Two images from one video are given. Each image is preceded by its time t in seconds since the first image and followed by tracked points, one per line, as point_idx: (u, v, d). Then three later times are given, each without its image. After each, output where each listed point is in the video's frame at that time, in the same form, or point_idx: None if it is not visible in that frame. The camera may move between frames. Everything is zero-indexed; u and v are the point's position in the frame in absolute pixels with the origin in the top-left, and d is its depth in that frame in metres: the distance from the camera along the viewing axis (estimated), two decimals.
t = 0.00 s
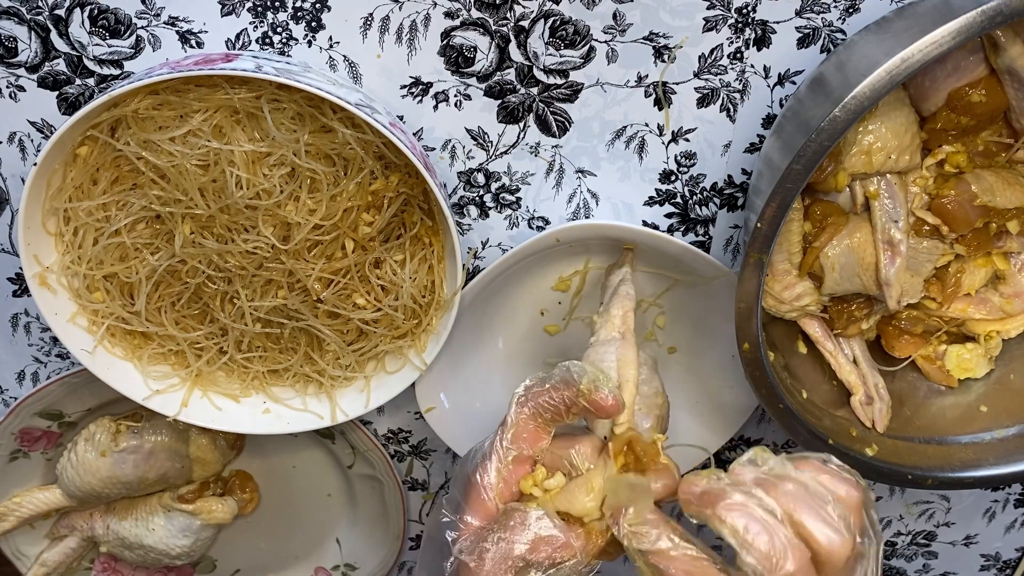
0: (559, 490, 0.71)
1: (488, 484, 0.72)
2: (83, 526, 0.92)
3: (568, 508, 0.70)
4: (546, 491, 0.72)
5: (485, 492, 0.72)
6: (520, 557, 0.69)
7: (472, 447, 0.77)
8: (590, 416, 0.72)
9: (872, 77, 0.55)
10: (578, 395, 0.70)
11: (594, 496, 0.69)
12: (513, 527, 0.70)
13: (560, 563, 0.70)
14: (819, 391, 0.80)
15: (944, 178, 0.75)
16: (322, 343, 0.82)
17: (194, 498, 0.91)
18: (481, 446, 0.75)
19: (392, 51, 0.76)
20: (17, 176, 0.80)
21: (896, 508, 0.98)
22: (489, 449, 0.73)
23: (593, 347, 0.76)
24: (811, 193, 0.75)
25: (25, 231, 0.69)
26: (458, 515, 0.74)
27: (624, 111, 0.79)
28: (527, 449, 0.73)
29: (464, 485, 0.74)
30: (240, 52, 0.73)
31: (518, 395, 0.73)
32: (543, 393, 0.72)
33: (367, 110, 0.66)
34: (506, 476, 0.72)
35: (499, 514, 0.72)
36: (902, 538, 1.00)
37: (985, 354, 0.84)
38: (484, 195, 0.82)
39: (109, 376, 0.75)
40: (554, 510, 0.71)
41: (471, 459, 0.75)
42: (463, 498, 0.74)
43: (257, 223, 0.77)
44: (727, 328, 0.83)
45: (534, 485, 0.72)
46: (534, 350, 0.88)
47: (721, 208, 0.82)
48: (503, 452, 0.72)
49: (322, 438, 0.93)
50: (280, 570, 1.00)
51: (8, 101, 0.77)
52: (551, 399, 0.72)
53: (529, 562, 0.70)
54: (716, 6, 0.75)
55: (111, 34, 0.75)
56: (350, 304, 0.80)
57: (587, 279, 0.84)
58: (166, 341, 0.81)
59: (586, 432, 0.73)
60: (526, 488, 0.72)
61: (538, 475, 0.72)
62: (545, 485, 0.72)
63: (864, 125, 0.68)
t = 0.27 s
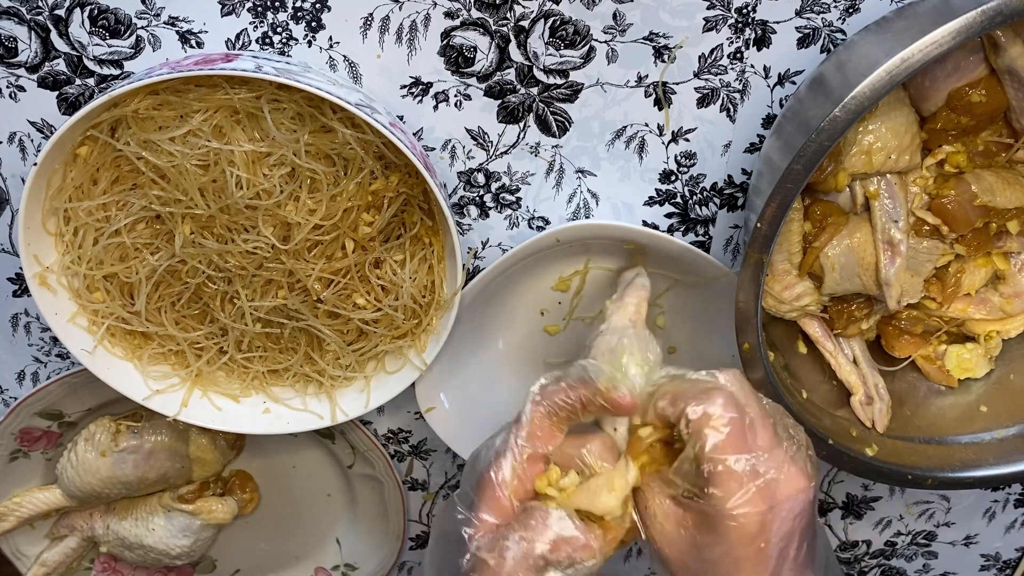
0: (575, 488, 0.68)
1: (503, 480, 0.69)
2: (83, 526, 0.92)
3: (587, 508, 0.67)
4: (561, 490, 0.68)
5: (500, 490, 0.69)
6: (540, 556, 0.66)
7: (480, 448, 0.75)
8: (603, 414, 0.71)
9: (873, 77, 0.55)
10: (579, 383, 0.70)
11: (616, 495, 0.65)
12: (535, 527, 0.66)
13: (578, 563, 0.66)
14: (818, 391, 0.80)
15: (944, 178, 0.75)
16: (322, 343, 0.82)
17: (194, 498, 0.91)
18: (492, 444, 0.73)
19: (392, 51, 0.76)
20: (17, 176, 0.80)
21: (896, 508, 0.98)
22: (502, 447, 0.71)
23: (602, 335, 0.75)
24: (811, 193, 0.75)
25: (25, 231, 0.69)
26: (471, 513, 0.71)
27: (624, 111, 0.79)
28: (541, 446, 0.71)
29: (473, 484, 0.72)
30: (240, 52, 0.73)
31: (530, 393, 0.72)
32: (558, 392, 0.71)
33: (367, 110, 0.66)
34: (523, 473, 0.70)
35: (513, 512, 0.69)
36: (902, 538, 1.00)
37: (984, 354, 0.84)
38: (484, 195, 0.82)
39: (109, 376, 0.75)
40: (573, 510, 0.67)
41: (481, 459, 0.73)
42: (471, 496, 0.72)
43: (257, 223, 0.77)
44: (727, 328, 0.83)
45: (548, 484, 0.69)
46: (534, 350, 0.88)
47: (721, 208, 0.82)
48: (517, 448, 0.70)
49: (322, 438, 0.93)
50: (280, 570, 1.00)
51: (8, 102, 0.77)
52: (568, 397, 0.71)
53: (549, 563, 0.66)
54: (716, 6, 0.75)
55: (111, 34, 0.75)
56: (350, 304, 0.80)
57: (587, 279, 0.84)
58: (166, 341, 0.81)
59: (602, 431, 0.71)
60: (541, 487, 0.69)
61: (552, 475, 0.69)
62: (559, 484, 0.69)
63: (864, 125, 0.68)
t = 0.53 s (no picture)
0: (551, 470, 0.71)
1: (483, 459, 0.72)
2: (83, 526, 0.92)
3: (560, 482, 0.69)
4: (538, 471, 0.72)
5: (480, 467, 0.72)
6: (507, 535, 0.68)
7: (472, 429, 0.79)
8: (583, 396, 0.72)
9: (873, 77, 0.55)
10: (572, 371, 0.71)
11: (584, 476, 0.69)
12: (502, 504, 0.69)
13: (546, 545, 0.67)
14: (819, 391, 0.80)
15: (944, 178, 0.75)
16: (322, 343, 0.82)
17: (194, 498, 0.91)
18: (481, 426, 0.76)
19: (392, 51, 0.76)
20: (17, 176, 0.80)
21: (897, 508, 0.98)
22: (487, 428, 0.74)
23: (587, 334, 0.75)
24: (811, 193, 0.75)
25: (25, 231, 0.69)
26: (454, 492, 0.74)
27: (624, 111, 0.79)
28: (523, 427, 0.73)
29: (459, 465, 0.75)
30: (240, 52, 0.73)
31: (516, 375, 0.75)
32: (539, 369, 0.73)
33: (367, 110, 0.66)
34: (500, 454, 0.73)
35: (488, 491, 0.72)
36: (902, 538, 1.00)
37: (985, 354, 0.84)
38: (484, 195, 0.82)
39: (109, 376, 0.75)
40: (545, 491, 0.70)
41: (470, 442, 0.76)
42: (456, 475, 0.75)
43: (257, 223, 0.77)
44: (727, 328, 0.83)
45: (528, 465, 0.72)
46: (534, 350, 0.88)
47: (721, 208, 0.82)
48: (499, 429, 0.74)
49: (322, 438, 0.93)
50: (280, 570, 1.00)
51: (8, 102, 0.77)
52: (547, 378, 0.72)
53: (516, 542, 0.68)
54: (716, 6, 0.75)
55: (111, 34, 0.75)
56: (350, 304, 0.80)
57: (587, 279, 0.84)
58: (166, 341, 0.81)
59: (585, 413, 0.72)
60: (520, 468, 0.72)
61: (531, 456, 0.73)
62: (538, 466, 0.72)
63: (864, 125, 0.68)
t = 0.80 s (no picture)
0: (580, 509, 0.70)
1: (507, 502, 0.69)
2: (83, 526, 0.92)
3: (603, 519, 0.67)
4: (569, 511, 0.70)
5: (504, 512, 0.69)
6: None
7: (478, 466, 0.75)
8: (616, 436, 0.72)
9: (873, 77, 0.55)
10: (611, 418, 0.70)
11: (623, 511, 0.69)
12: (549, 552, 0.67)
13: None
14: (819, 391, 0.80)
15: (944, 178, 0.75)
16: (322, 343, 0.82)
17: (194, 498, 0.91)
18: (496, 459, 0.73)
19: (392, 51, 0.76)
20: (17, 176, 0.80)
21: (896, 508, 0.98)
22: (508, 465, 0.71)
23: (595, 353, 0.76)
24: (811, 193, 0.75)
25: (24, 231, 0.69)
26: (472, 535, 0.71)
27: (625, 111, 0.79)
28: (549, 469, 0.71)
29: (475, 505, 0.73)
30: (240, 51, 0.73)
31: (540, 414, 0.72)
32: (568, 411, 0.71)
33: (367, 110, 0.66)
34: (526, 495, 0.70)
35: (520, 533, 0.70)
36: (902, 538, 1.00)
37: (984, 354, 0.84)
38: (484, 195, 0.82)
39: (109, 376, 0.75)
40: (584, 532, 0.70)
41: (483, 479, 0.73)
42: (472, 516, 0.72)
43: (257, 223, 0.77)
44: (727, 328, 0.83)
45: (556, 505, 0.70)
46: (534, 350, 0.88)
47: (721, 208, 0.82)
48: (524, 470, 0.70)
49: (322, 438, 0.93)
50: (280, 570, 1.00)
51: (8, 101, 0.77)
52: (579, 419, 0.71)
53: None
54: (716, 6, 0.75)
55: (111, 34, 0.75)
56: (350, 304, 0.80)
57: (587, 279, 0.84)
58: (166, 341, 0.81)
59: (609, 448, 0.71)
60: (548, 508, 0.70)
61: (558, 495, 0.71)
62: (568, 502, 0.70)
63: (864, 125, 0.68)
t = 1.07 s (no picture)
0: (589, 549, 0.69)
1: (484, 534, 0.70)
2: (83, 526, 0.92)
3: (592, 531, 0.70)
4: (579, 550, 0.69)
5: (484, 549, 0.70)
6: None
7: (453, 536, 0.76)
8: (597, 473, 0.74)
9: (873, 77, 0.55)
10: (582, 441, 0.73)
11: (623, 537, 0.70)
12: None
13: None
14: (819, 391, 0.80)
15: (944, 178, 0.75)
16: (322, 343, 0.82)
17: (194, 498, 0.91)
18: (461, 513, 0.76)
19: (392, 51, 0.76)
20: (17, 176, 0.80)
21: (896, 507, 0.98)
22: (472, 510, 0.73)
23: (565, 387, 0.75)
24: (811, 193, 0.75)
25: (25, 231, 0.69)
26: None
27: (624, 111, 0.79)
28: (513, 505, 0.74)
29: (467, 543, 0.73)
30: (240, 51, 0.73)
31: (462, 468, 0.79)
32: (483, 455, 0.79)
33: (367, 110, 0.66)
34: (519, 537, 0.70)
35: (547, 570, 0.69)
36: (902, 538, 1.00)
37: (985, 354, 0.84)
38: (484, 195, 0.82)
39: (109, 376, 0.75)
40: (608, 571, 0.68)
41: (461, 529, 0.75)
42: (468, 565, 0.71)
43: (257, 223, 0.77)
44: (727, 328, 0.83)
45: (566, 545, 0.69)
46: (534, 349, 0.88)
47: (721, 208, 0.82)
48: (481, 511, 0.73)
49: (322, 438, 0.93)
50: (281, 570, 1.00)
51: (8, 102, 0.77)
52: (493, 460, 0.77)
53: None
54: (716, 6, 0.75)
55: (111, 34, 0.75)
56: (350, 304, 0.80)
57: (587, 279, 0.84)
58: (166, 341, 0.81)
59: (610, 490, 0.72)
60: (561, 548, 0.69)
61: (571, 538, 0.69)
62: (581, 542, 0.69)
63: (864, 125, 0.68)
